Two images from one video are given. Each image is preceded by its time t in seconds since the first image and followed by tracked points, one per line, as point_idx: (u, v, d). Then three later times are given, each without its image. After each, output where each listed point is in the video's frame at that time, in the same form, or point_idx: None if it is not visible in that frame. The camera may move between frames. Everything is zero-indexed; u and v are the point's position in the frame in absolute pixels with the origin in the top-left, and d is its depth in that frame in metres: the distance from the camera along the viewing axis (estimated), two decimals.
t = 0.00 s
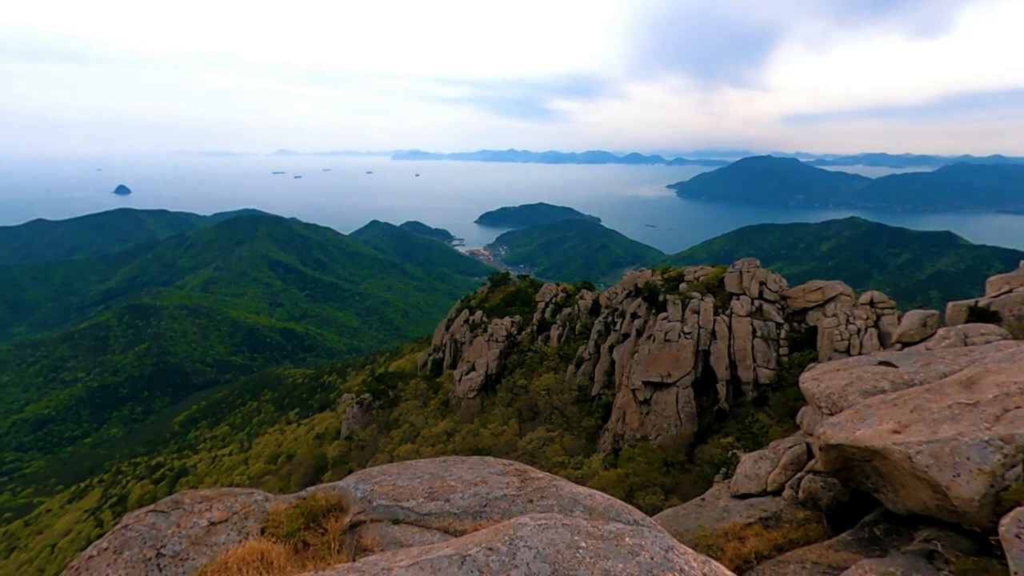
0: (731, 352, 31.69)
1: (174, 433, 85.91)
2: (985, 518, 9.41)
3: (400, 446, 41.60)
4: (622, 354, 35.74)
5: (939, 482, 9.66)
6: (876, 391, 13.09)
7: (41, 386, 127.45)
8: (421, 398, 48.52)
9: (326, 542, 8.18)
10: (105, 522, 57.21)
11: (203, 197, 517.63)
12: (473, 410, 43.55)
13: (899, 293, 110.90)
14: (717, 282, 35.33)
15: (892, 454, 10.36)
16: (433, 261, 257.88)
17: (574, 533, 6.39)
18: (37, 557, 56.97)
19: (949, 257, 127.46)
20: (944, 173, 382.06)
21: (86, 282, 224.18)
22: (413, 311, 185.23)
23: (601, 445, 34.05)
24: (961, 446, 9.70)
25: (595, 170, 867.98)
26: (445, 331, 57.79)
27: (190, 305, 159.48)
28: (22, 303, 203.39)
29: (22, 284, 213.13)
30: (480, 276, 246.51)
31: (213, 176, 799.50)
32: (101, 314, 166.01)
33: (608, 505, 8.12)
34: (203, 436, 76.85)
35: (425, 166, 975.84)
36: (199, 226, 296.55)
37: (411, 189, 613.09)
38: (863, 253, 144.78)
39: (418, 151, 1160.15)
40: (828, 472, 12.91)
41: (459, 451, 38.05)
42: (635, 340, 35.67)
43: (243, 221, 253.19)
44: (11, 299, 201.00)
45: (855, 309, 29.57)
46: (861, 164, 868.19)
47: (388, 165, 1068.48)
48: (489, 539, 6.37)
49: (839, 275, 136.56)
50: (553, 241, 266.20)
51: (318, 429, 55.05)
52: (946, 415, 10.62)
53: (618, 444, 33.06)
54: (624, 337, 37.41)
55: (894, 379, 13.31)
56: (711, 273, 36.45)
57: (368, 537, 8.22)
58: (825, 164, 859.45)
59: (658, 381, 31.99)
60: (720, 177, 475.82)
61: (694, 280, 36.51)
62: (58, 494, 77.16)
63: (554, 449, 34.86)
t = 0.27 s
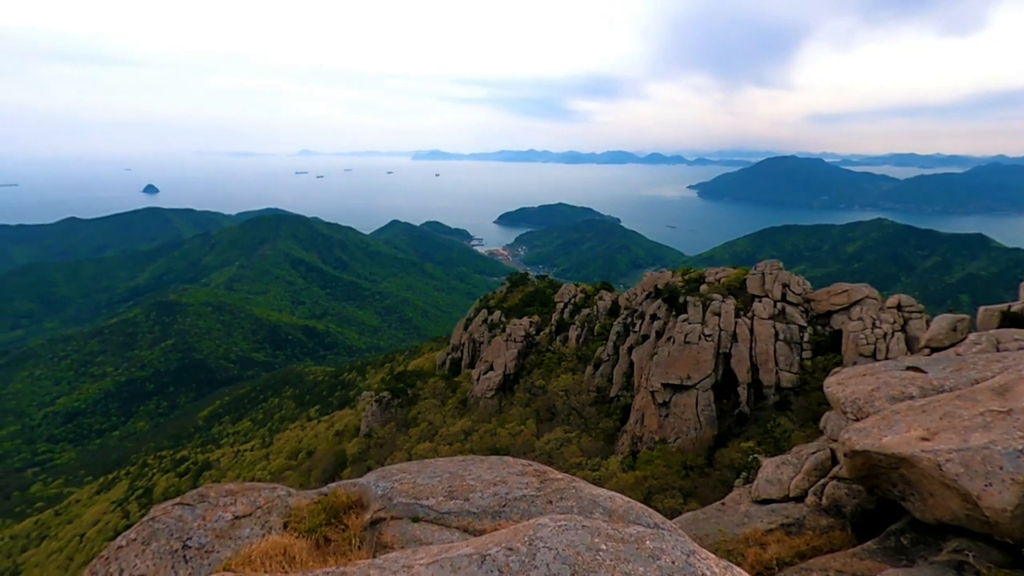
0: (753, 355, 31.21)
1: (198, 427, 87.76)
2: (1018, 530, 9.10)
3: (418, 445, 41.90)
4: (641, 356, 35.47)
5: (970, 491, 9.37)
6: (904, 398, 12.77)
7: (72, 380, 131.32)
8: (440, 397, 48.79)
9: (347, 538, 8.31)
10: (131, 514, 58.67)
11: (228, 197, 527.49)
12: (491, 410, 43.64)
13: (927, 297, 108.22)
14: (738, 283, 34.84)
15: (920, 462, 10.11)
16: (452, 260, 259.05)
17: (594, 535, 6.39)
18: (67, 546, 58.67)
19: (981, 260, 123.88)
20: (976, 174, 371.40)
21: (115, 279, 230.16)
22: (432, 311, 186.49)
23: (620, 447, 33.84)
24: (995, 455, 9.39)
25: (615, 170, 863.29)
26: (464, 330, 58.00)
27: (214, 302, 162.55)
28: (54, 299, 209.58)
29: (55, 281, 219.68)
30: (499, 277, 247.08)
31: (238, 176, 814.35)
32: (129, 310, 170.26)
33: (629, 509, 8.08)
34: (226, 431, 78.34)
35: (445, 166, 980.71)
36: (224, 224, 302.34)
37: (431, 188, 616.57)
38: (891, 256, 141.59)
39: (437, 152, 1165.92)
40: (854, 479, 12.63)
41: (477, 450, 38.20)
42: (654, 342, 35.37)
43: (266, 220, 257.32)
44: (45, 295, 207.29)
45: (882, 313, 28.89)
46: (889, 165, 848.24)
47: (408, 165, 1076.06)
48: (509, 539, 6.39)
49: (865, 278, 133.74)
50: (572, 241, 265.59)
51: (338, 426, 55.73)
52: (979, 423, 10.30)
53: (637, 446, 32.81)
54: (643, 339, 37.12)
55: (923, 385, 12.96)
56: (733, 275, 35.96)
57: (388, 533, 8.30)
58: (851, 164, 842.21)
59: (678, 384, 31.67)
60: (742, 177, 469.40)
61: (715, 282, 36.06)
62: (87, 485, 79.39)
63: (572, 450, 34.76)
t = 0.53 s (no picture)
0: (772, 356, 30.79)
1: (219, 422, 89.31)
2: None
3: (434, 443, 42.16)
4: (658, 356, 35.26)
5: (995, 499, 9.16)
6: (929, 401, 12.50)
7: (98, 374, 134.57)
8: (456, 395, 49.11)
9: (365, 533, 8.40)
10: (154, 506, 59.88)
11: (249, 195, 535.40)
12: (506, 409, 43.75)
13: (953, 299, 105.83)
14: (758, 284, 34.41)
15: (946, 468, 9.88)
16: (469, 259, 259.88)
17: (611, 536, 6.34)
18: (92, 536, 60.12)
19: (1010, 262, 120.77)
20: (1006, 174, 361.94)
21: (140, 276, 235.27)
22: (448, 310, 187.61)
23: (636, 448, 33.65)
24: None
25: (633, 169, 858.18)
26: (480, 329, 58.10)
27: (235, 299, 165.06)
28: (81, 295, 214.84)
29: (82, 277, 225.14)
30: (515, 276, 247.32)
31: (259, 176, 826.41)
32: (153, 306, 173.84)
33: (646, 510, 8.03)
34: (246, 427, 79.55)
35: (462, 165, 984.28)
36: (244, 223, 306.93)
37: (448, 187, 618.64)
38: (915, 257, 138.75)
39: (454, 151, 1170.11)
40: (876, 484, 12.41)
41: (492, 449, 38.33)
42: (672, 342, 35.09)
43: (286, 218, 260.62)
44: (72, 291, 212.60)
45: (905, 315, 28.25)
46: (914, 164, 830.19)
47: (426, 164, 1081.42)
48: (526, 538, 6.39)
49: (888, 280, 131.31)
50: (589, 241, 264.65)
51: (355, 422, 56.32)
52: (1007, 430, 10.03)
53: (653, 448, 32.63)
54: (660, 339, 36.87)
55: (947, 389, 12.71)
56: (752, 276, 35.53)
57: (406, 530, 8.39)
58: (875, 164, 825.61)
59: (695, 385, 31.40)
60: (763, 177, 462.99)
61: (735, 282, 35.68)
62: (112, 477, 81.26)
63: (587, 450, 34.72)
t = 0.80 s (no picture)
0: (788, 358, 30.43)
1: (235, 418, 90.58)
2: None
3: (447, 441, 42.34)
4: (672, 357, 35.04)
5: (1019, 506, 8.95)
6: (950, 405, 12.30)
7: (118, 370, 137.16)
8: (469, 394, 49.27)
9: (380, 530, 8.45)
10: (171, 500, 60.91)
11: (266, 194, 541.84)
12: (519, 408, 43.78)
13: (975, 301, 103.78)
14: (774, 284, 34.01)
15: (968, 473, 9.67)
16: (482, 258, 260.35)
17: (627, 535, 6.35)
18: (112, 529, 61.32)
19: None
20: None
21: (159, 274, 239.15)
22: (461, 309, 188.27)
23: (649, 449, 33.48)
24: None
25: (647, 169, 853.66)
26: (493, 328, 58.16)
27: (251, 297, 167.09)
28: (102, 292, 219.03)
29: (103, 275, 229.48)
30: (529, 275, 247.27)
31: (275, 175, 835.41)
32: (172, 303, 176.75)
33: (661, 511, 8.00)
34: (261, 423, 80.53)
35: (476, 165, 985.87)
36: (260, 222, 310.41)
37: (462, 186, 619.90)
38: (936, 259, 136.25)
39: (468, 151, 1172.78)
40: (894, 489, 12.21)
41: (505, 448, 38.37)
42: (686, 343, 34.84)
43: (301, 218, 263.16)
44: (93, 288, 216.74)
45: (925, 317, 27.77)
46: (936, 163, 815.02)
47: (440, 164, 1085.67)
48: (540, 538, 6.36)
49: (908, 281, 129.12)
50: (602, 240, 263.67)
51: (369, 420, 56.70)
52: None
53: (666, 449, 32.44)
54: (674, 340, 36.62)
55: (970, 393, 12.47)
56: (769, 276, 35.15)
57: (420, 527, 8.44)
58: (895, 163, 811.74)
59: (709, 386, 31.12)
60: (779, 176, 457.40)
61: (750, 283, 35.33)
62: (131, 471, 82.81)
63: (600, 450, 34.61)
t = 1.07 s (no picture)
0: (800, 359, 30.13)
1: (247, 416, 91.46)
2: None
3: (456, 440, 42.46)
4: (682, 358, 34.83)
5: None
6: (965, 408, 12.12)
7: (132, 368, 138.90)
8: (478, 393, 49.37)
9: (390, 528, 8.48)
10: (184, 496, 61.69)
11: (278, 194, 546.38)
12: (528, 408, 43.75)
13: (992, 302, 102.26)
14: (786, 285, 33.73)
15: (984, 477, 9.53)
16: (492, 258, 260.65)
17: (636, 536, 6.32)
18: (126, 525, 62.10)
19: None
20: None
21: (173, 273, 241.95)
22: (471, 308, 188.76)
23: (659, 450, 33.33)
24: None
25: (657, 168, 850.01)
26: (503, 328, 58.18)
27: (263, 296, 168.59)
28: (117, 290, 221.93)
29: (118, 273, 232.51)
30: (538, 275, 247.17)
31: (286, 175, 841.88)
32: (185, 302, 178.65)
33: (671, 511, 7.97)
34: (273, 421, 81.26)
35: (486, 164, 986.63)
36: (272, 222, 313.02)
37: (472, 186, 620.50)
38: (952, 259, 134.41)
39: (478, 151, 1174.62)
40: (909, 493, 12.04)
41: (513, 448, 38.38)
42: (696, 344, 34.61)
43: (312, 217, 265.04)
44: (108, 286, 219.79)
45: (941, 318, 27.37)
46: (952, 163, 803.76)
47: (450, 164, 1088.38)
48: (550, 537, 6.35)
49: (922, 282, 127.54)
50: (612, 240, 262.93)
51: (379, 419, 56.98)
52: None
53: (676, 450, 32.28)
54: (685, 341, 36.40)
55: (986, 396, 12.27)
56: (781, 276, 34.84)
57: (429, 526, 8.48)
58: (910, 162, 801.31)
59: (720, 388, 30.89)
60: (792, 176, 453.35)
61: (762, 283, 35.03)
62: (144, 468, 83.87)
63: (609, 451, 34.49)
